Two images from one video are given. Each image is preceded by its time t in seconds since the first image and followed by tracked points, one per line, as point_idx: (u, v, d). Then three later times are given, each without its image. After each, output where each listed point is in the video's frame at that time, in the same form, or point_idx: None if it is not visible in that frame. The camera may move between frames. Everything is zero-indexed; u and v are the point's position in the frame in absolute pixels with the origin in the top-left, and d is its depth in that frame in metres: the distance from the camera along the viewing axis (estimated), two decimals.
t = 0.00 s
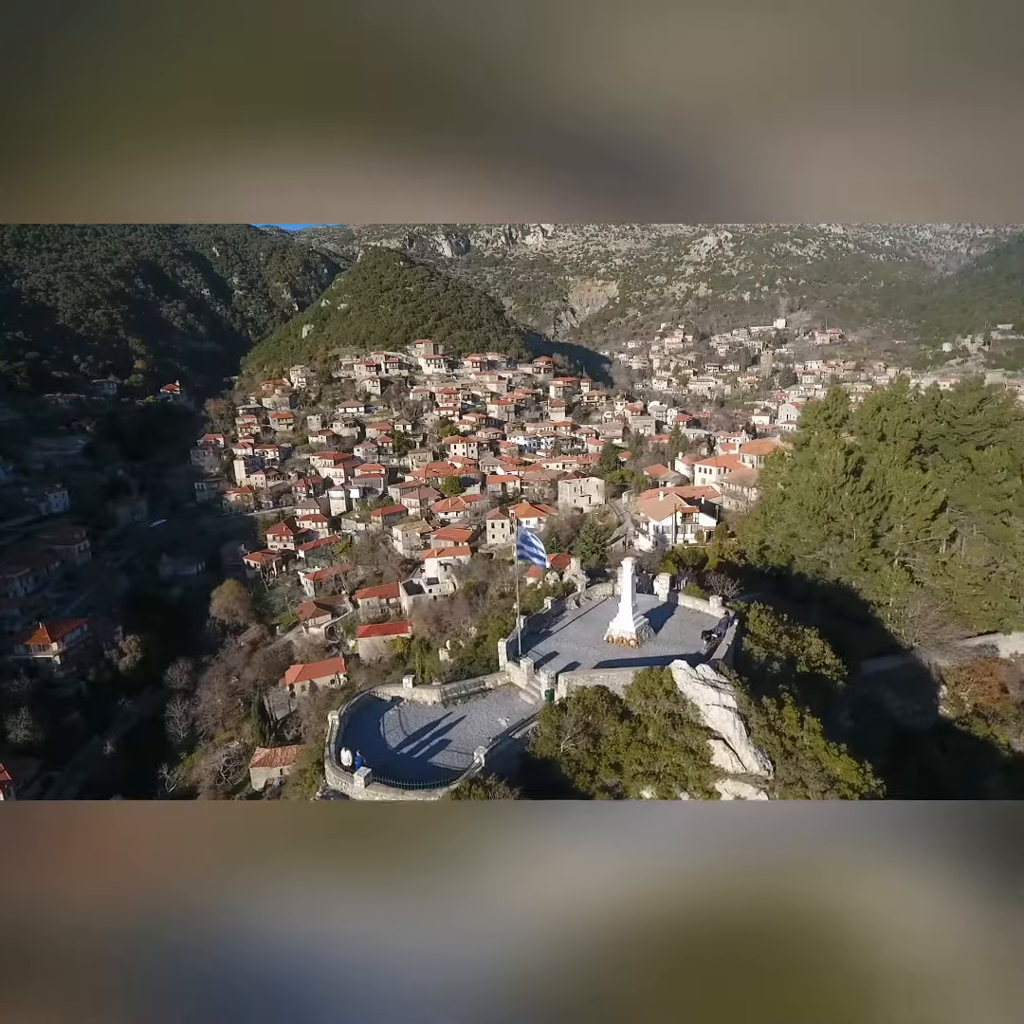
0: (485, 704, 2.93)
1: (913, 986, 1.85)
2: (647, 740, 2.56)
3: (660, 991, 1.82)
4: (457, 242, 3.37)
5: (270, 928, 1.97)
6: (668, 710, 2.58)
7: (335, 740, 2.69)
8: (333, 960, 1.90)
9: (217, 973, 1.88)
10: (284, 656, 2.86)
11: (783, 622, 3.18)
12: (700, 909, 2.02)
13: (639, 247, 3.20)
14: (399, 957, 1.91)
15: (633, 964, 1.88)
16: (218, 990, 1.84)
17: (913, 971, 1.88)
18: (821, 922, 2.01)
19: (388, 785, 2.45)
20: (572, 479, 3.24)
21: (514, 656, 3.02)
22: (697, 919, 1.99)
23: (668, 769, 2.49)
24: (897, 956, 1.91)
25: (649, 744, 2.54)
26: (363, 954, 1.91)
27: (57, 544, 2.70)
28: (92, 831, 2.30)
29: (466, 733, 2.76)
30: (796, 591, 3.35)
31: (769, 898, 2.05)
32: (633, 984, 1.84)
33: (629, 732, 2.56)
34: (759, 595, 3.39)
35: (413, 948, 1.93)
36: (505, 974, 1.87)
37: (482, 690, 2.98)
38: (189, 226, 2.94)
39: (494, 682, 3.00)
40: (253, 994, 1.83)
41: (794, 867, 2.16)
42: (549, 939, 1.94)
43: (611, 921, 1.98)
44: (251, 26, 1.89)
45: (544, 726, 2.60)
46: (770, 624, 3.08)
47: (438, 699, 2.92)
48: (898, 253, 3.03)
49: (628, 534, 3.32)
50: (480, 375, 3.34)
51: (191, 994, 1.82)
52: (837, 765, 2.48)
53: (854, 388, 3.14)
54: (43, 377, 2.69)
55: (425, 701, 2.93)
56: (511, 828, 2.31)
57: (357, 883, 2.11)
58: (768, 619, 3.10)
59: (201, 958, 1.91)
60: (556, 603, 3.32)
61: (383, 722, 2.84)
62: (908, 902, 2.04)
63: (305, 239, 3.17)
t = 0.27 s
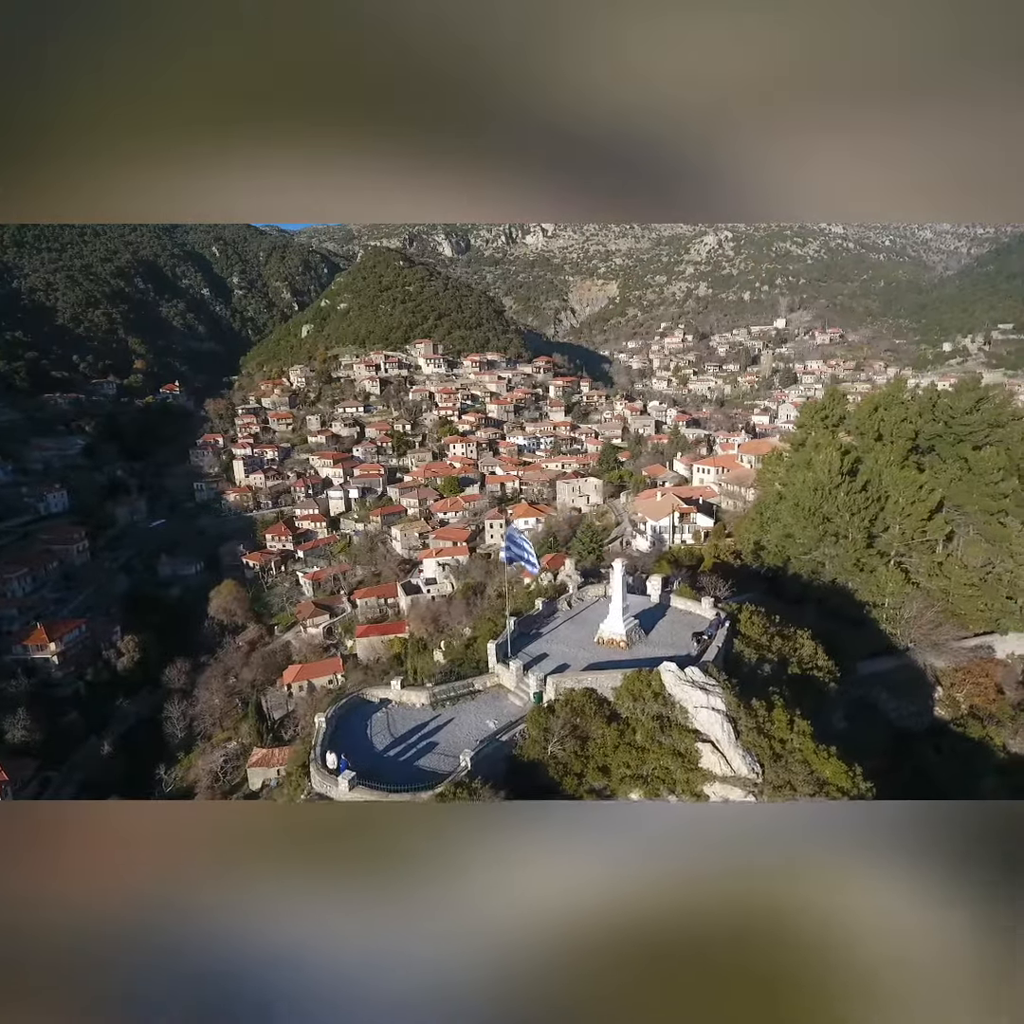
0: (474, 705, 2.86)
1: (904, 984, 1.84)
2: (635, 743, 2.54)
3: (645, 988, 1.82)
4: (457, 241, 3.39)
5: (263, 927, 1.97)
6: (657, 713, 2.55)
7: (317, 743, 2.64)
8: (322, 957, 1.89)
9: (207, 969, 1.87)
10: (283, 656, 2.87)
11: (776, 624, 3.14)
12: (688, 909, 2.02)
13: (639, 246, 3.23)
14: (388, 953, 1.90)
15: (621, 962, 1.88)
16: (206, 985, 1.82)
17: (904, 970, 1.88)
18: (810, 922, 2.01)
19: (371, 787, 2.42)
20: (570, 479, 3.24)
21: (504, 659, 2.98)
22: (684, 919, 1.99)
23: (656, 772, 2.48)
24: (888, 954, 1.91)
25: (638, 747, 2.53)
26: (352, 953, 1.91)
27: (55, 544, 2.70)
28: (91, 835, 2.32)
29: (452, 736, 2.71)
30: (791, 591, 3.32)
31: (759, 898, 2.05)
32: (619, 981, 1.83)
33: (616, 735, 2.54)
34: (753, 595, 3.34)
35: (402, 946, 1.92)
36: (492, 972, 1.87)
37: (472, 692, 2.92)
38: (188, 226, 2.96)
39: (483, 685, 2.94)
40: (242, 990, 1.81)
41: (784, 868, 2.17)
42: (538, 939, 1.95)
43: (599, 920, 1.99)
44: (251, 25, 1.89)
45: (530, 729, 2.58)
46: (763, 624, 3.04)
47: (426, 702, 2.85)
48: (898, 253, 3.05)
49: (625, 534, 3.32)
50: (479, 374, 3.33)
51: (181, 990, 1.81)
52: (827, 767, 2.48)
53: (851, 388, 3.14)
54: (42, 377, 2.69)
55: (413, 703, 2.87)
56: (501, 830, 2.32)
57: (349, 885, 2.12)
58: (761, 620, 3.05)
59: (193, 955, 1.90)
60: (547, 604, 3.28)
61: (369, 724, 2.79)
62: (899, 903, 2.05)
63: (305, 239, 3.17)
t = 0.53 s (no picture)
0: (462, 707, 2.91)
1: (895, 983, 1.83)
2: (624, 746, 2.55)
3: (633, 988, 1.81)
4: (457, 242, 3.36)
5: (256, 929, 1.96)
6: (645, 716, 2.58)
7: (303, 747, 2.67)
8: (310, 957, 1.88)
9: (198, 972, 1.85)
10: (281, 656, 2.87)
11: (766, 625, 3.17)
12: (676, 910, 2.01)
13: (639, 247, 3.20)
14: (377, 954, 1.89)
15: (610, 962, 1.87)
16: (197, 988, 1.80)
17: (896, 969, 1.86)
18: (802, 924, 1.99)
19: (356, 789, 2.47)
20: (569, 479, 3.27)
21: (493, 661, 3.01)
22: (673, 919, 1.99)
23: (643, 776, 2.47)
24: (881, 955, 1.89)
25: (626, 750, 2.54)
26: (340, 954, 1.90)
27: (53, 543, 2.70)
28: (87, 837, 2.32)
29: (439, 739, 2.75)
30: (787, 592, 3.36)
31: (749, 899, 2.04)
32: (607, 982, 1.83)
33: (604, 737, 2.55)
34: (747, 596, 3.38)
35: (391, 948, 1.91)
36: (481, 973, 1.86)
37: (461, 694, 2.97)
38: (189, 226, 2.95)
39: (472, 687, 2.99)
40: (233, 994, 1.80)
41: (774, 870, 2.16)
42: (527, 940, 1.94)
43: (587, 920, 1.98)
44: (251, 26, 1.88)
45: (518, 732, 2.59)
46: (753, 627, 3.04)
47: (415, 703, 2.91)
48: (899, 253, 3.02)
49: (623, 534, 3.33)
50: (478, 374, 3.33)
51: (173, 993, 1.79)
52: (816, 771, 2.48)
53: (849, 389, 3.19)
54: (41, 377, 2.68)
55: (402, 704, 2.91)
56: (491, 832, 2.33)
57: (341, 884, 2.12)
58: (751, 622, 3.06)
59: (184, 958, 1.89)
60: (538, 608, 3.27)
61: (358, 726, 2.83)
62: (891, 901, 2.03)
63: (305, 239, 3.16)
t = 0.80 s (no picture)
0: (453, 709, 2.87)
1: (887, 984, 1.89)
2: (612, 749, 2.50)
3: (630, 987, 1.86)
4: (458, 241, 3.33)
5: (259, 928, 1.99)
6: (633, 719, 2.52)
7: (291, 748, 2.70)
8: (315, 956, 1.91)
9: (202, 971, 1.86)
10: (280, 656, 2.87)
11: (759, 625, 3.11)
12: (669, 915, 2.07)
13: (640, 246, 3.28)
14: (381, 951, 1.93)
15: (606, 961, 1.92)
16: (202, 987, 1.82)
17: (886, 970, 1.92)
18: (794, 930, 2.05)
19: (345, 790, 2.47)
20: (569, 479, 3.28)
21: (485, 662, 2.99)
22: (667, 923, 2.05)
23: (632, 779, 2.44)
24: (872, 962, 1.94)
25: (615, 753, 2.49)
26: (344, 952, 1.93)
27: (53, 543, 2.69)
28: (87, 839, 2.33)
29: (429, 740, 2.74)
30: (784, 593, 3.30)
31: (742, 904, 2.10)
32: (605, 981, 1.87)
33: (592, 740, 2.50)
34: (744, 597, 3.34)
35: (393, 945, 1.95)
36: (482, 973, 1.90)
37: (450, 696, 2.92)
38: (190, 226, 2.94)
39: (462, 687, 2.94)
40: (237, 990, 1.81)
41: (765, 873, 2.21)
42: (526, 943, 1.99)
43: (582, 921, 2.04)
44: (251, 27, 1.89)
45: (506, 735, 2.55)
46: (746, 628, 3.04)
47: (404, 706, 2.87)
48: (901, 252, 3.05)
49: (621, 534, 3.32)
50: (479, 374, 3.33)
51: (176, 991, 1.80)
52: (807, 775, 2.44)
53: (846, 389, 3.11)
54: (41, 377, 2.68)
55: (390, 708, 2.88)
56: (480, 836, 2.37)
57: (335, 884, 2.14)
58: (744, 623, 3.06)
59: (188, 958, 1.91)
60: (529, 608, 3.23)
61: (345, 730, 2.80)
62: (878, 908, 2.10)
63: (305, 239, 3.17)
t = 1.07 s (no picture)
0: (444, 712, 2.89)
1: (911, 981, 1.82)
2: (601, 752, 2.50)
3: (633, 991, 1.79)
4: (459, 241, 3.29)
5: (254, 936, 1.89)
6: (622, 721, 2.55)
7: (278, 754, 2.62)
8: (317, 965, 1.82)
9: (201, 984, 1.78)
10: (278, 656, 2.86)
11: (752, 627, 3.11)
12: (676, 917, 1.98)
13: (641, 246, 3.20)
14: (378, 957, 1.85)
15: (607, 960, 1.86)
16: (193, 999, 1.74)
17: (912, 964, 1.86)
18: (810, 930, 1.96)
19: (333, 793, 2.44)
20: (569, 479, 3.31)
21: (474, 665, 3.00)
22: (673, 927, 1.95)
23: (620, 781, 2.43)
24: (875, 959, 1.87)
25: (604, 756, 2.49)
26: (341, 958, 1.84)
27: (53, 543, 2.68)
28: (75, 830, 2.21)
29: (417, 742, 2.71)
30: (780, 593, 3.30)
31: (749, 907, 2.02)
32: (610, 984, 1.80)
33: (582, 743, 2.51)
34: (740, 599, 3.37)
35: (384, 948, 1.87)
36: (482, 978, 1.82)
37: (441, 699, 2.94)
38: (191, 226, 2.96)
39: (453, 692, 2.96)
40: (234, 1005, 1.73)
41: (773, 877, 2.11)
42: (523, 942, 1.91)
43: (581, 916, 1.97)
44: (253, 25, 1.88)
45: (495, 737, 2.58)
46: (738, 630, 3.03)
47: (394, 708, 2.89)
48: (903, 252, 2.96)
49: (620, 533, 3.39)
50: (479, 374, 3.37)
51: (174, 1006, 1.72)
52: (797, 779, 2.45)
53: (845, 389, 3.14)
54: (42, 377, 2.66)
55: (379, 710, 2.91)
56: (479, 836, 2.30)
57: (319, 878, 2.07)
58: (737, 624, 3.05)
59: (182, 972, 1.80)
60: (523, 610, 3.31)
61: (334, 731, 2.80)
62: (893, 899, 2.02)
63: (306, 239, 3.14)
